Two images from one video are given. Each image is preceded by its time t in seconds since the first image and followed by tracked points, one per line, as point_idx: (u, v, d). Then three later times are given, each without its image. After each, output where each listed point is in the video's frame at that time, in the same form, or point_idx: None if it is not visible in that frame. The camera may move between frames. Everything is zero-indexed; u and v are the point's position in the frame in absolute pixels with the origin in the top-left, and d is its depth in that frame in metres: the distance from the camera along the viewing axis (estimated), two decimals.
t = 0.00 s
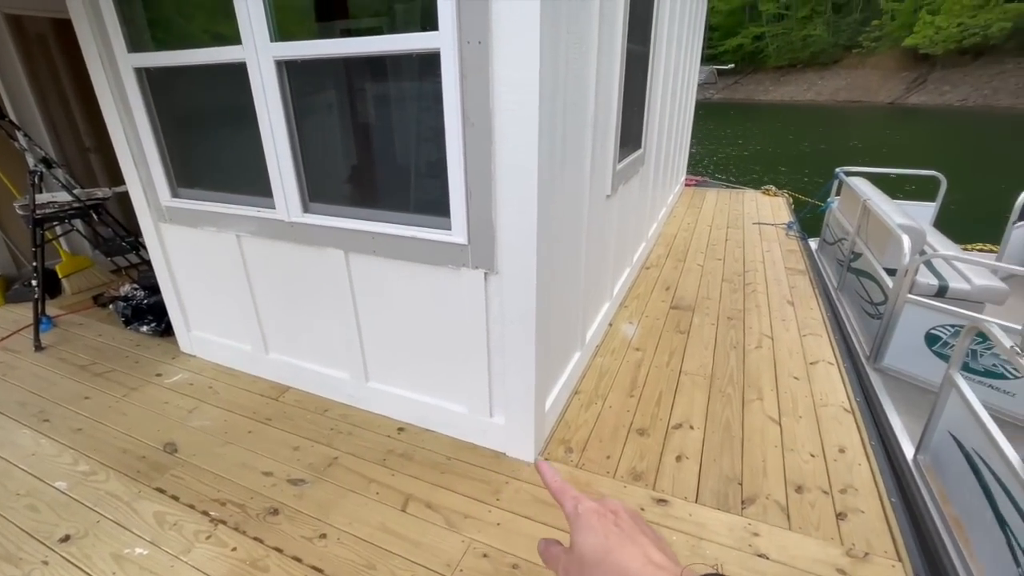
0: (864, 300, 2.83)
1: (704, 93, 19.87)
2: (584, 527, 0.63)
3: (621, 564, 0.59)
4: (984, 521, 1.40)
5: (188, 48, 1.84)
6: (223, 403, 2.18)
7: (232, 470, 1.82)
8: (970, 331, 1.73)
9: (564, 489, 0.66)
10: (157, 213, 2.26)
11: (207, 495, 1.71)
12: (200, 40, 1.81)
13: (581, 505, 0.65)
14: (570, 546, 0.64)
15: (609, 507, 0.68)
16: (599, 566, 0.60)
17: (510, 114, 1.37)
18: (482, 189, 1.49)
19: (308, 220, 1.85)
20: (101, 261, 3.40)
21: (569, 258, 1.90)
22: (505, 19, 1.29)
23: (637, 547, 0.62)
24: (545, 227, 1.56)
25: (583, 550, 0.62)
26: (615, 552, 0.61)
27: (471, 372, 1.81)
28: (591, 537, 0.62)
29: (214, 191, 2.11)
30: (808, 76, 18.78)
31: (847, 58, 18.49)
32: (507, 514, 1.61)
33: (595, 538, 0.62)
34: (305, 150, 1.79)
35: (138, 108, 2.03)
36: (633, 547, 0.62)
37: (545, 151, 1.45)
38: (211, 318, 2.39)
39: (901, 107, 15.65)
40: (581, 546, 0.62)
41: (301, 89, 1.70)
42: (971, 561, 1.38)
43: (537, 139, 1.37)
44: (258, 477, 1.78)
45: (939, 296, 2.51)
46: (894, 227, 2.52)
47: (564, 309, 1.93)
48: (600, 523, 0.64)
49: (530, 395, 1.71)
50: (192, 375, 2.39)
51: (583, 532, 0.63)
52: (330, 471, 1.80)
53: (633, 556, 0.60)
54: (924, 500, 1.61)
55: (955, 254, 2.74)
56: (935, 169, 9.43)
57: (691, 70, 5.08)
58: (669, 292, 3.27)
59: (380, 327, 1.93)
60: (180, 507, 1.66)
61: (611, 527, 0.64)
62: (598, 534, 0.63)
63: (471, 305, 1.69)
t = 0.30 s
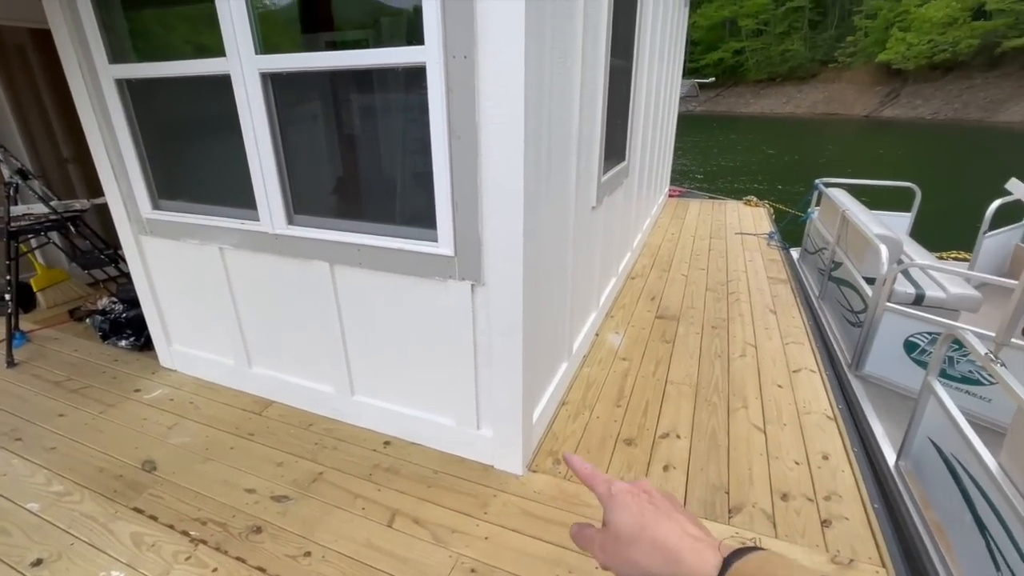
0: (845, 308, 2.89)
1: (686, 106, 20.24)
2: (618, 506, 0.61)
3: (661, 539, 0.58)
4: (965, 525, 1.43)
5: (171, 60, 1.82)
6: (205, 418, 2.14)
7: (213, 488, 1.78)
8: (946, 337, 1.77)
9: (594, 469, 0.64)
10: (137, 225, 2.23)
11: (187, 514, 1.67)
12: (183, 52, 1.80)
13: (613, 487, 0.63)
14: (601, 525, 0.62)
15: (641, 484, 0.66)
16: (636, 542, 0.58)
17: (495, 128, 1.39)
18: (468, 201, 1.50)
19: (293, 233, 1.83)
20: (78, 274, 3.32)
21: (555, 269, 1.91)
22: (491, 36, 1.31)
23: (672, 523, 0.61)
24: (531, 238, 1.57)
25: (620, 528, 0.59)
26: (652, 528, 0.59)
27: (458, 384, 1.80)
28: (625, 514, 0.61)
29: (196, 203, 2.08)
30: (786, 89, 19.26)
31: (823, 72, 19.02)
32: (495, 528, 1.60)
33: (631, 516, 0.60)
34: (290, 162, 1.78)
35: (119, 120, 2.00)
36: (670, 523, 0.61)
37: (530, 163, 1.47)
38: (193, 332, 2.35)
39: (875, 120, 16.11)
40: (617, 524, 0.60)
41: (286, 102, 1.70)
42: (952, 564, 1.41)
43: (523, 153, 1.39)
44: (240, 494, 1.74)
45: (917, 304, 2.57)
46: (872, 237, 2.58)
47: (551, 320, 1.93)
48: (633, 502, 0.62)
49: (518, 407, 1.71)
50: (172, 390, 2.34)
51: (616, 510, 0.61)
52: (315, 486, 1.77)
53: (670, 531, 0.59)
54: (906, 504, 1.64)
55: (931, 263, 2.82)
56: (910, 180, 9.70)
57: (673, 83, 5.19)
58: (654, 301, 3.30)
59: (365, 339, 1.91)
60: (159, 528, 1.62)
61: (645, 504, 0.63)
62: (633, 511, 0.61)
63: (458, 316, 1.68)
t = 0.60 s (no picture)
0: (829, 320, 2.93)
1: (671, 121, 20.60)
2: (664, 449, 0.58)
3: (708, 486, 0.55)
4: (949, 534, 1.45)
5: (156, 77, 1.82)
6: (187, 438, 2.09)
7: (194, 510, 1.73)
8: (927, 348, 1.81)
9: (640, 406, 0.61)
10: (119, 241, 2.20)
11: (167, 538, 1.62)
12: (169, 70, 1.80)
13: (660, 430, 0.60)
14: (644, 462, 0.60)
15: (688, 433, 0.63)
16: (681, 485, 0.56)
17: (481, 145, 1.41)
18: (456, 217, 1.51)
19: (279, 249, 1.82)
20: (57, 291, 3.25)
21: (542, 283, 1.92)
22: (476, 55, 1.33)
23: (719, 471, 0.59)
24: (518, 253, 1.58)
25: (665, 470, 0.57)
26: (701, 473, 0.56)
27: (446, 400, 1.79)
28: (671, 457, 0.58)
29: (180, 220, 2.07)
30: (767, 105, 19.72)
31: (803, 89, 19.53)
32: (483, 546, 1.58)
33: (675, 459, 0.58)
34: (276, 179, 1.78)
35: (103, 136, 1.99)
36: (717, 471, 0.58)
37: (516, 179, 1.48)
38: (176, 350, 2.31)
39: (854, 135, 16.53)
40: (662, 466, 0.57)
41: (273, 119, 1.70)
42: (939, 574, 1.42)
43: (509, 169, 1.41)
44: (223, 516, 1.71)
45: (898, 315, 2.62)
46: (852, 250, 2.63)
47: (539, 334, 1.94)
48: (681, 446, 0.60)
49: (506, 422, 1.71)
50: (153, 410, 2.29)
51: (662, 452, 0.58)
52: (300, 506, 1.74)
53: (716, 479, 0.57)
54: (892, 514, 1.65)
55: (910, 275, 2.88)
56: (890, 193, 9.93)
57: (657, 100, 5.29)
58: (641, 314, 3.33)
59: (352, 356, 1.90)
60: (138, 553, 1.57)
61: (693, 451, 0.59)
62: (680, 455, 0.58)
63: (445, 332, 1.68)
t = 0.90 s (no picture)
0: (818, 335, 2.96)
1: (659, 139, 20.93)
2: (657, 460, 0.57)
3: (702, 500, 0.54)
4: (939, 548, 1.46)
5: (148, 98, 1.83)
6: (172, 460, 2.05)
7: (179, 535, 1.70)
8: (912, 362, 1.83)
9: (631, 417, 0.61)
10: (107, 261, 2.18)
11: (149, 565, 1.58)
12: (160, 91, 1.82)
13: (651, 440, 0.59)
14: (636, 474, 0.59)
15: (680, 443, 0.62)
16: (673, 498, 0.55)
17: (470, 165, 1.43)
18: (445, 236, 1.52)
19: (268, 268, 1.82)
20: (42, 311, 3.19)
21: (532, 300, 1.92)
22: (465, 77, 1.36)
23: (712, 484, 0.58)
24: (508, 271, 1.59)
25: (657, 482, 0.56)
26: (693, 486, 0.55)
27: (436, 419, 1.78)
28: (664, 469, 0.57)
29: (169, 240, 2.06)
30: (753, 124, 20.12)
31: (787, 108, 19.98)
32: (475, 568, 1.56)
33: (668, 472, 0.57)
34: (267, 199, 1.79)
35: (92, 157, 1.99)
36: (709, 483, 0.57)
37: (505, 199, 1.50)
38: (163, 370, 2.28)
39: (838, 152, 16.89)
40: (653, 478, 0.57)
41: (263, 139, 1.71)
42: None
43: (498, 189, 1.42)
44: (208, 541, 1.67)
45: (885, 329, 2.66)
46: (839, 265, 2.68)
47: (529, 351, 1.94)
48: (673, 457, 0.59)
49: (497, 441, 1.70)
50: (138, 432, 2.25)
51: (654, 465, 0.57)
52: (288, 530, 1.71)
53: (709, 492, 0.56)
54: (884, 529, 1.65)
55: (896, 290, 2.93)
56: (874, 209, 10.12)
57: (645, 119, 5.39)
58: (632, 330, 3.34)
59: (341, 375, 1.88)
60: None
61: (685, 463, 0.59)
62: (673, 467, 0.57)
63: (435, 350, 1.68)
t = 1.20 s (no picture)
0: (815, 353, 2.96)
1: (653, 159, 21.20)
2: (654, 469, 0.57)
3: (701, 508, 0.53)
4: (943, 569, 1.44)
5: (147, 122, 1.85)
6: (163, 486, 2.01)
7: (168, 564, 1.65)
8: (910, 380, 1.83)
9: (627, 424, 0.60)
10: (102, 283, 2.17)
11: None
12: (160, 115, 1.84)
13: (648, 448, 0.58)
14: (633, 482, 0.58)
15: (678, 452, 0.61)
16: (671, 507, 0.54)
17: (466, 187, 1.44)
18: (442, 256, 1.52)
19: (264, 289, 1.82)
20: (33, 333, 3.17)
21: (529, 320, 1.92)
22: (460, 101, 1.39)
23: (711, 493, 0.57)
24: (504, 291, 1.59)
25: (654, 490, 0.55)
26: (692, 494, 0.54)
27: (432, 442, 1.76)
28: (661, 477, 0.56)
29: (164, 262, 2.06)
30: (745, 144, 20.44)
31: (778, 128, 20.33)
32: None
33: (665, 479, 0.56)
34: (264, 220, 1.79)
35: (90, 180, 2.00)
36: (708, 491, 0.56)
37: (501, 220, 1.51)
38: (156, 394, 2.26)
39: (829, 171, 17.13)
40: (651, 486, 0.55)
41: (262, 162, 1.73)
42: None
43: (494, 210, 1.44)
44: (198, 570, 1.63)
45: (882, 346, 2.67)
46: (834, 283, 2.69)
47: (526, 372, 1.93)
48: (670, 465, 0.58)
49: (494, 463, 1.68)
50: (129, 457, 2.20)
51: (651, 472, 0.56)
52: (281, 557, 1.67)
53: (708, 501, 0.55)
54: (887, 551, 1.63)
55: (891, 308, 2.94)
56: (866, 227, 10.24)
57: (638, 139, 5.47)
58: (629, 350, 3.33)
59: (337, 398, 1.87)
60: None
61: (683, 470, 0.57)
62: (670, 474, 0.56)
63: (432, 372, 1.67)
